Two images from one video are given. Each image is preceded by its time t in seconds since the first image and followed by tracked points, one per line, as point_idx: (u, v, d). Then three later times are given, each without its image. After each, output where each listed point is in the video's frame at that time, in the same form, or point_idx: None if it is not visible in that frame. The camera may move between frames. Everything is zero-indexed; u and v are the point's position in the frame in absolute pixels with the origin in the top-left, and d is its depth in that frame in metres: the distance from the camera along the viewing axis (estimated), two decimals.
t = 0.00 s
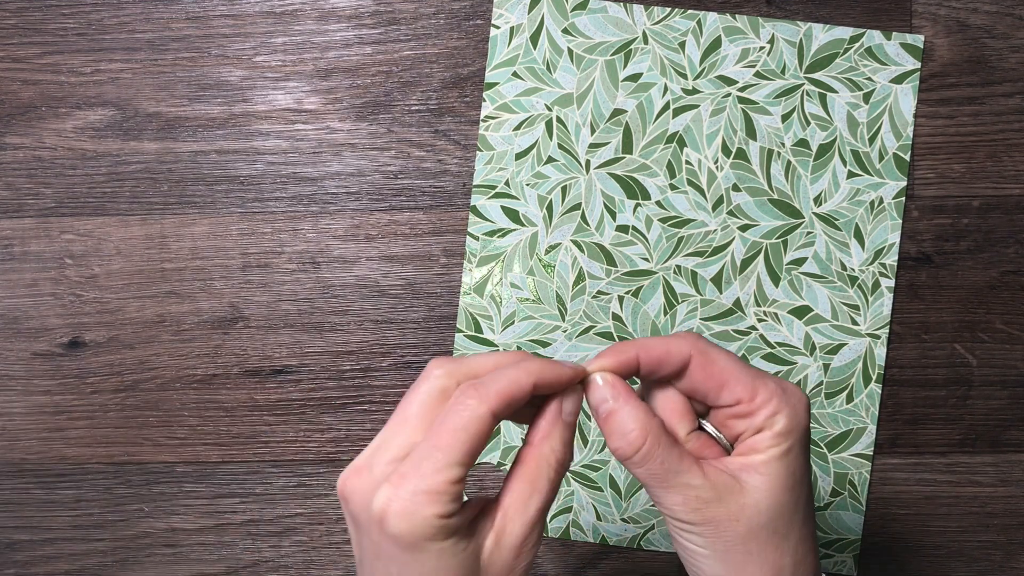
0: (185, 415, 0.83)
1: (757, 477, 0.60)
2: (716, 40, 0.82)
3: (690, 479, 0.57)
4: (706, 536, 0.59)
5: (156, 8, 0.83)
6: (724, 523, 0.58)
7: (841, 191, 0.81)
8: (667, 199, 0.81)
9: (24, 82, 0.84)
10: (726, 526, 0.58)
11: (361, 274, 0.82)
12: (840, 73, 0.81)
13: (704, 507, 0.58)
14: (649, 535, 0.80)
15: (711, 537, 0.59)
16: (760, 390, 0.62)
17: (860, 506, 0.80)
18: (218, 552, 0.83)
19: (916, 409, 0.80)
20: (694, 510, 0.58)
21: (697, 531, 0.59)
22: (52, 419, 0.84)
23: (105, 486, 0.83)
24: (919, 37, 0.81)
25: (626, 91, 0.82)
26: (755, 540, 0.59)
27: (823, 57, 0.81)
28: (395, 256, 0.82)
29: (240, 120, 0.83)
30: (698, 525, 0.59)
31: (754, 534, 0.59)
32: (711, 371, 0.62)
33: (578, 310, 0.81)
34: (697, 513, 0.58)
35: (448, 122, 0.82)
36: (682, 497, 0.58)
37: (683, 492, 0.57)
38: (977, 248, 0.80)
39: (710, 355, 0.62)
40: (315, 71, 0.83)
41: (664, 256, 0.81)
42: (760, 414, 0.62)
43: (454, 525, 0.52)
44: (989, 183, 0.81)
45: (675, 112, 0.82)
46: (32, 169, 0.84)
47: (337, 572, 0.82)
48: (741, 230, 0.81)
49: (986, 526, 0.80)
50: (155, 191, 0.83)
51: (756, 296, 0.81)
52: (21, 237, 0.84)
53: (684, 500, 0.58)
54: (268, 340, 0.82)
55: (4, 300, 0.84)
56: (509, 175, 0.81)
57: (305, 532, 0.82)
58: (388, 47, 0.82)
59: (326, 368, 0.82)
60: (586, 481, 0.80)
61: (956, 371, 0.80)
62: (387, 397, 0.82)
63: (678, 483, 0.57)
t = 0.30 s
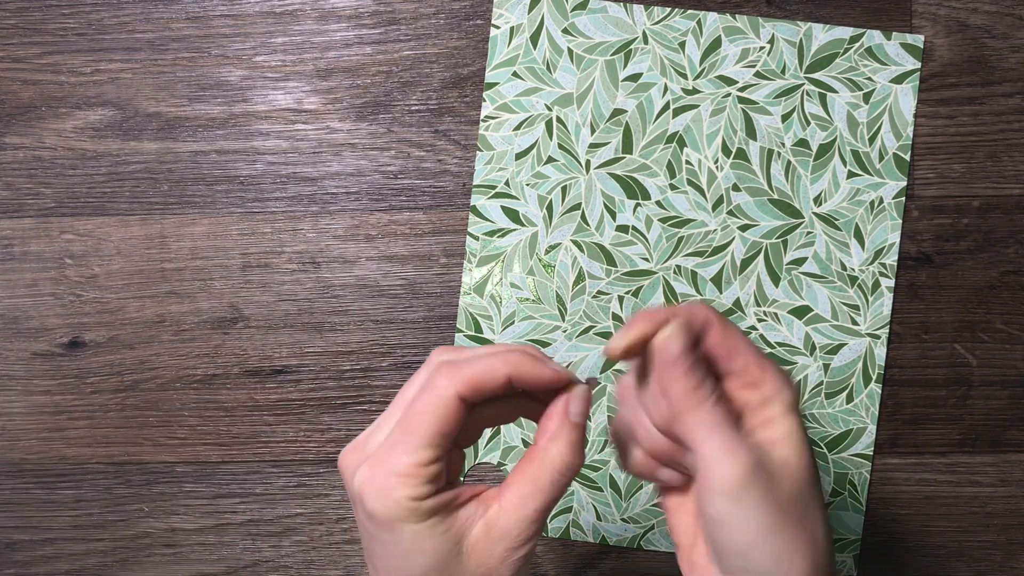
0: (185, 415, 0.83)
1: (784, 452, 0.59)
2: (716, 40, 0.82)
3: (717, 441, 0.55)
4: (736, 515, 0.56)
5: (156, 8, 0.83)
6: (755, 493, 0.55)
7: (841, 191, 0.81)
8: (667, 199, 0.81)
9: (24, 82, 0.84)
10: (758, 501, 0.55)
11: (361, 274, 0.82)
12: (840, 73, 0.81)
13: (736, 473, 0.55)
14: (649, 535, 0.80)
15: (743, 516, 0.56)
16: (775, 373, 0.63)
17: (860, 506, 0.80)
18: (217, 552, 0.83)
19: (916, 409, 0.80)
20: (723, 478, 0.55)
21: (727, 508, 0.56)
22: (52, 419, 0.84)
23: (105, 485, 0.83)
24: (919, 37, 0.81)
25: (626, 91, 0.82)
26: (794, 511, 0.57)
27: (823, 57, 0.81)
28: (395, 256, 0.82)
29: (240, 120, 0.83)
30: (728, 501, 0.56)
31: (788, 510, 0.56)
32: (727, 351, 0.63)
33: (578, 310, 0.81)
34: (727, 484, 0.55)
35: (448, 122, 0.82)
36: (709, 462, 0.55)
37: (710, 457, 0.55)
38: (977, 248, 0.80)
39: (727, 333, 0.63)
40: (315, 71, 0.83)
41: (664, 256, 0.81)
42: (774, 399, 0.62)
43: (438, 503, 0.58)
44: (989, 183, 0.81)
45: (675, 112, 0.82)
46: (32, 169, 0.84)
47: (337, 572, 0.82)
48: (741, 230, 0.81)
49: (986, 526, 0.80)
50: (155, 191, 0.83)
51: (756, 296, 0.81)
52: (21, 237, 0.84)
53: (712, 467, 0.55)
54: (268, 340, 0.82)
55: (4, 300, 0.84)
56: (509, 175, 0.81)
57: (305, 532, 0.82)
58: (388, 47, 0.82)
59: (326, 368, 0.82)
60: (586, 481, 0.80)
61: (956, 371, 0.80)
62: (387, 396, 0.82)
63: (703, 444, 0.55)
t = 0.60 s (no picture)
0: (185, 415, 0.83)
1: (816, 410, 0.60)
2: (715, 40, 0.82)
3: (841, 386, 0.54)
4: (816, 470, 0.55)
5: (156, 8, 0.83)
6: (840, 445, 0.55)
7: (841, 191, 0.81)
8: (667, 199, 0.81)
9: (24, 82, 0.84)
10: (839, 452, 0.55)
11: (361, 274, 0.82)
12: (840, 73, 0.81)
13: (836, 424, 0.54)
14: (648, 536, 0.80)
15: (824, 470, 0.55)
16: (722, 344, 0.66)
17: (860, 506, 0.80)
18: (217, 552, 0.83)
19: (916, 409, 0.80)
20: (823, 427, 0.54)
21: (812, 460, 0.55)
22: (52, 419, 0.84)
23: (105, 485, 0.83)
24: (919, 37, 0.81)
25: (626, 91, 0.82)
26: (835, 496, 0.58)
27: (823, 57, 0.81)
28: (395, 256, 0.82)
29: (240, 120, 0.83)
30: (814, 455, 0.55)
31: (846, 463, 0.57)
32: (666, 321, 0.68)
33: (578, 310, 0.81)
34: (827, 435, 0.54)
35: (448, 122, 0.82)
36: (814, 410, 0.54)
37: (821, 404, 0.54)
38: (977, 248, 0.80)
39: (658, 302, 0.69)
40: (315, 71, 0.83)
41: (663, 256, 0.81)
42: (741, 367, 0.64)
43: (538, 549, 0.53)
44: (989, 183, 0.81)
45: (675, 112, 0.82)
46: (32, 169, 0.84)
47: (337, 572, 0.82)
48: (741, 230, 0.81)
49: (986, 526, 0.80)
50: (155, 191, 0.83)
51: (756, 296, 0.81)
52: (21, 237, 0.84)
53: (817, 415, 0.54)
54: (268, 340, 0.82)
55: (4, 300, 0.84)
56: (510, 175, 0.81)
57: (305, 532, 0.82)
58: (388, 47, 0.82)
59: (326, 368, 0.82)
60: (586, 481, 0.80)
61: (956, 371, 0.80)
62: (387, 396, 0.82)
63: (814, 389, 0.54)
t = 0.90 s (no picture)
0: (185, 415, 0.83)
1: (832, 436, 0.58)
2: (716, 40, 0.82)
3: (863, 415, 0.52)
4: (828, 497, 0.53)
5: (156, 8, 0.83)
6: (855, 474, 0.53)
7: (841, 191, 0.81)
8: (666, 199, 0.81)
9: (24, 82, 0.84)
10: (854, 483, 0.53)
11: (361, 274, 0.82)
12: (840, 73, 0.81)
13: (852, 453, 0.52)
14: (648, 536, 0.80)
15: (836, 500, 0.53)
16: (738, 360, 0.64)
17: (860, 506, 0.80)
18: (217, 552, 0.83)
19: (916, 409, 0.80)
20: (837, 455, 0.52)
21: (824, 488, 0.53)
22: (52, 419, 0.83)
23: (105, 486, 0.83)
24: (919, 37, 0.81)
25: (626, 91, 0.82)
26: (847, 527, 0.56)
27: (823, 57, 0.81)
28: (395, 256, 0.82)
29: (240, 120, 0.83)
30: (826, 482, 0.53)
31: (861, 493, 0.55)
32: (682, 332, 0.65)
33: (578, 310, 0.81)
34: (841, 463, 0.52)
35: (448, 122, 0.82)
36: (830, 437, 0.52)
37: (838, 432, 0.52)
38: (977, 248, 0.80)
39: (675, 310, 0.66)
40: (315, 71, 0.83)
41: (664, 256, 0.81)
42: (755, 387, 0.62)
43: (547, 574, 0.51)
44: (989, 183, 0.81)
45: (675, 112, 0.82)
46: (32, 169, 0.84)
47: (337, 572, 0.82)
48: (741, 230, 0.81)
49: (986, 526, 0.80)
50: (155, 191, 0.83)
51: (756, 296, 0.81)
52: (21, 237, 0.84)
53: (832, 442, 0.52)
54: (268, 340, 0.82)
55: (4, 300, 0.84)
56: (510, 175, 0.81)
57: (305, 532, 0.82)
58: (388, 47, 0.82)
59: (326, 368, 0.82)
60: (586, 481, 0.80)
61: (956, 371, 0.80)
62: (387, 396, 0.82)
63: (831, 415, 0.52)
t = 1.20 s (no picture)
0: (185, 415, 0.83)
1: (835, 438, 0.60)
2: (716, 40, 0.82)
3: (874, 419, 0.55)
4: (837, 500, 0.55)
5: (156, 8, 0.83)
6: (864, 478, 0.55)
7: (841, 191, 0.81)
8: (667, 199, 0.81)
9: (24, 82, 0.84)
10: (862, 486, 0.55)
11: (361, 274, 0.82)
12: (840, 73, 0.81)
13: (860, 455, 0.54)
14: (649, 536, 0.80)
15: (844, 503, 0.55)
16: (743, 362, 0.67)
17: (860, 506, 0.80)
18: (217, 552, 0.83)
19: (916, 409, 0.80)
20: (847, 457, 0.54)
21: (832, 491, 0.55)
22: (53, 419, 0.84)
23: (105, 486, 0.83)
24: (919, 37, 0.81)
25: (626, 91, 0.82)
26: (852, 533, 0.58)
27: (823, 57, 0.81)
28: (395, 256, 0.82)
29: (240, 120, 0.83)
30: (835, 485, 0.55)
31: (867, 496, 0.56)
32: (687, 333, 0.68)
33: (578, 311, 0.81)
34: (850, 465, 0.54)
35: (447, 122, 0.82)
36: (840, 440, 0.55)
37: (848, 435, 0.54)
38: (977, 248, 0.80)
39: (682, 311, 0.69)
40: (315, 71, 0.83)
41: (663, 256, 0.81)
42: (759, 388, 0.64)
43: None
44: (989, 183, 0.81)
45: (675, 112, 0.82)
46: (32, 169, 0.84)
47: (336, 572, 0.82)
48: (741, 230, 0.81)
49: (986, 526, 0.80)
50: (155, 191, 0.83)
51: (756, 296, 0.81)
52: (21, 237, 0.84)
53: (842, 444, 0.54)
54: (268, 340, 0.82)
55: (4, 300, 0.84)
56: (510, 175, 0.81)
57: (305, 532, 0.82)
58: (388, 47, 0.82)
59: (326, 368, 0.82)
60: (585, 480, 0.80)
61: (956, 371, 0.80)
62: (387, 396, 0.82)
63: (841, 418, 0.55)
